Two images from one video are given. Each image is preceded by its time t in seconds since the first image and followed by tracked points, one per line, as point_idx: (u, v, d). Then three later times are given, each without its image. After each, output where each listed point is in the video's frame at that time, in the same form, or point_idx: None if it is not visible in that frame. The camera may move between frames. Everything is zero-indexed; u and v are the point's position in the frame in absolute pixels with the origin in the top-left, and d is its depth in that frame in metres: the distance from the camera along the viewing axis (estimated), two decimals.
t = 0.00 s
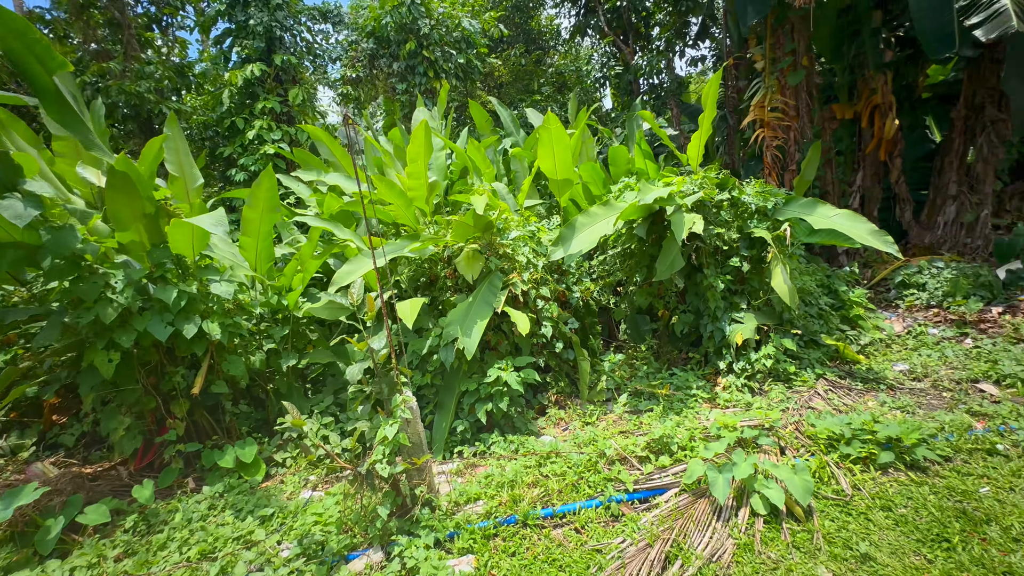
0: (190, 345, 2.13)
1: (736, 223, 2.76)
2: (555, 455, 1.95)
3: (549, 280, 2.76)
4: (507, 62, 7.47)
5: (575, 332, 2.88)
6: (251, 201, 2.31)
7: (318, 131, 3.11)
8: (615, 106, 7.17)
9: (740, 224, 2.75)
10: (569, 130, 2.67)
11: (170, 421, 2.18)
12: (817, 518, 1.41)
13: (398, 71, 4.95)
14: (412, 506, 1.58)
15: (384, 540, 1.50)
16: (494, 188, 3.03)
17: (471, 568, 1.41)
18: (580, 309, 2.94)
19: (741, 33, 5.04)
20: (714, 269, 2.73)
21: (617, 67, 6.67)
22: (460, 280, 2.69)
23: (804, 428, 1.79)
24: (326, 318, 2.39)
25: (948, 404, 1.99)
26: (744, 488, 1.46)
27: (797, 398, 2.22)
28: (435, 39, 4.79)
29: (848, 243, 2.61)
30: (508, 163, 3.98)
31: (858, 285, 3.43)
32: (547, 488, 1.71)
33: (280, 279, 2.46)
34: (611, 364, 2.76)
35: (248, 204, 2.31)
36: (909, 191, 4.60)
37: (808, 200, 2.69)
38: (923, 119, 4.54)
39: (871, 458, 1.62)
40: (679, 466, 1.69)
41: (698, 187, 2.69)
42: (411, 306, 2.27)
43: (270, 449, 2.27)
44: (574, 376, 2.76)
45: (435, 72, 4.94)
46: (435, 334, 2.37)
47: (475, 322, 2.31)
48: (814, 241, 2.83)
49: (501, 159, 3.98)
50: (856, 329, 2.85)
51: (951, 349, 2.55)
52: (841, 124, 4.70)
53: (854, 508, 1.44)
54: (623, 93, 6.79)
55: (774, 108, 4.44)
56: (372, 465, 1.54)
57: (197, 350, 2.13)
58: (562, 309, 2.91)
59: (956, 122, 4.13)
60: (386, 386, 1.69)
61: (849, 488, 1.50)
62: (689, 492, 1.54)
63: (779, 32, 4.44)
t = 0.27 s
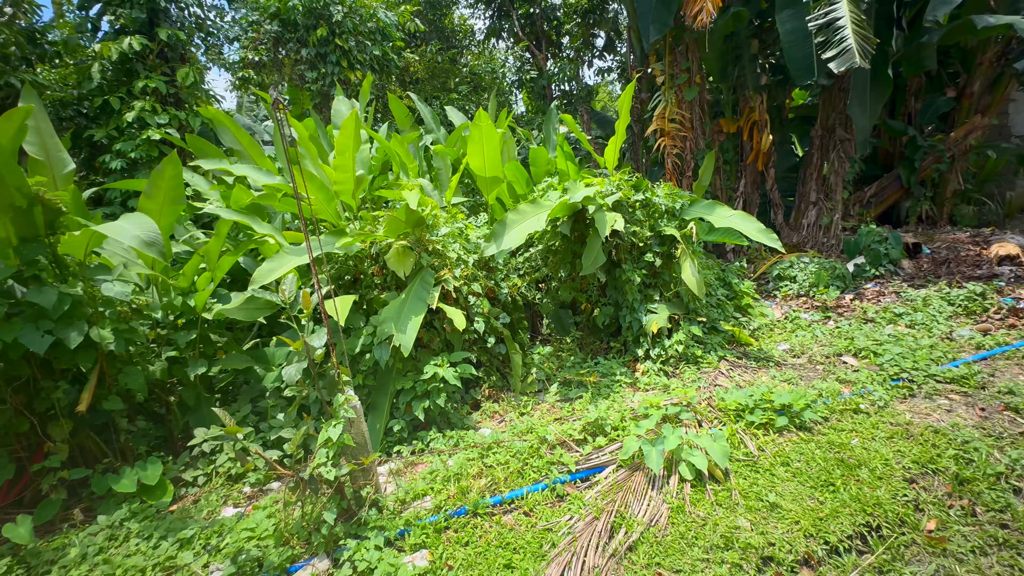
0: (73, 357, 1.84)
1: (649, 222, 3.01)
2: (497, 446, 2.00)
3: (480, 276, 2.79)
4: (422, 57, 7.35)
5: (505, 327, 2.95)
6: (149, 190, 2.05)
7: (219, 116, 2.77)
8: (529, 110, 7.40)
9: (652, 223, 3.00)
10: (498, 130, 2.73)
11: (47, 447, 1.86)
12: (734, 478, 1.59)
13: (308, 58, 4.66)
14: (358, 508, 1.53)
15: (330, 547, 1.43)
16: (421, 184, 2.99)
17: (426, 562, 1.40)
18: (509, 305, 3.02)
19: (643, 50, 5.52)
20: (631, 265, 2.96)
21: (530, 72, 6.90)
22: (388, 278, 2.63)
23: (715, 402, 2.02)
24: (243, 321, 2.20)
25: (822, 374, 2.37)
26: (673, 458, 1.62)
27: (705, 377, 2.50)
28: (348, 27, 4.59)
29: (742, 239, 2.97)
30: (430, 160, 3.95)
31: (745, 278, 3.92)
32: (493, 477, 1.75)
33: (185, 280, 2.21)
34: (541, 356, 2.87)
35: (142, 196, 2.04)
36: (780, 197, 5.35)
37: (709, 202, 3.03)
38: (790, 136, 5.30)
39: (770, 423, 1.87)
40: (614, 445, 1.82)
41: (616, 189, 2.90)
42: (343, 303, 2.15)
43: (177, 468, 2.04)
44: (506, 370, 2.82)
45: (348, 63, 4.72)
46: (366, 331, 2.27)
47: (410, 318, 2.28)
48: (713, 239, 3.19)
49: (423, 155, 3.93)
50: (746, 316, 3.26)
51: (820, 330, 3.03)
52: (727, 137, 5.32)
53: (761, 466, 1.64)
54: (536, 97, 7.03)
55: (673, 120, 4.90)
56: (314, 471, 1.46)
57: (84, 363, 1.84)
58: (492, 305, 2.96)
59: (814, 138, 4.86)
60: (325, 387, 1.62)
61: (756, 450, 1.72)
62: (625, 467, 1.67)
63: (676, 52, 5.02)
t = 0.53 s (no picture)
0: None
1: (575, 226, 3.16)
2: (437, 449, 1.98)
3: (412, 279, 2.75)
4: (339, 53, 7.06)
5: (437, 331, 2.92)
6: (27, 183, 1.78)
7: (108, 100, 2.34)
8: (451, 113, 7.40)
9: (578, 227, 3.15)
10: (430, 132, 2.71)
11: None
12: (664, 460, 1.72)
13: (211, 44, 4.28)
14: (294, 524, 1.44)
15: (265, 570, 1.33)
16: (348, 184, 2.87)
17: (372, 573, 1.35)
18: (440, 308, 3.00)
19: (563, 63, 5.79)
20: (559, 267, 3.08)
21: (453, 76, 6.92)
22: (314, 281, 2.52)
23: (643, 393, 2.17)
24: (145, 331, 1.99)
25: (729, 364, 2.65)
26: (609, 447, 1.72)
27: (630, 371, 2.67)
28: (259, 14, 4.29)
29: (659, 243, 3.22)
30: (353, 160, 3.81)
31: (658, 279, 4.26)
32: (436, 480, 1.73)
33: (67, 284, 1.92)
34: (474, 358, 2.89)
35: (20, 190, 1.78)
36: (685, 206, 5.86)
37: (629, 208, 3.25)
38: (692, 150, 5.84)
39: (691, 410, 2.06)
40: (553, 439, 1.89)
41: (545, 194, 3.01)
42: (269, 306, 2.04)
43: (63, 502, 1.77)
44: (439, 373, 2.80)
45: (259, 52, 4.41)
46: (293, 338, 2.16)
47: (341, 322, 2.19)
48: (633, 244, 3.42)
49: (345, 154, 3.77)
50: (662, 314, 3.54)
51: (724, 324, 3.37)
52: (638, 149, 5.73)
53: (686, 448, 1.79)
54: (459, 102, 7.06)
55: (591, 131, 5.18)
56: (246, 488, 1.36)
57: None
58: (423, 308, 2.93)
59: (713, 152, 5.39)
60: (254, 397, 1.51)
61: (681, 434, 1.87)
62: (565, 459, 1.74)
63: (593, 68, 5.34)
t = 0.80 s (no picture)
0: None
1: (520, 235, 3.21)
2: (390, 461, 1.91)
3: (355, 287, 2.65)
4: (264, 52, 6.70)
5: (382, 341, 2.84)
6: None
7: None
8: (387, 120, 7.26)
9: (523, 236, 3.21)
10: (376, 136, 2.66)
11: None
12: (619, 456, 1.80)
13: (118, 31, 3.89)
14: (240, 552, 1.34)
15: None
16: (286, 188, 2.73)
17: None
18: (385, 317, 2.92)
19: (500, 76, 5.92)
20: (506, 274, 3.12)
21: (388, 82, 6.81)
22: (247, 290, 2.37)
23: (592, 395, 2.25)
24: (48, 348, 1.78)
25: (667, 364, 2.81)
26: (567, 447, 1.76)
27: (577, 375, 2.76)
28: (178, 4, 3.98)
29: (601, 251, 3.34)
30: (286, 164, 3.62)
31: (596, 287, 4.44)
32: (393, 493, 1.67)
33: None
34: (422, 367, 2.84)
35: None
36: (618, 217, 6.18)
37: (571, 218, 3.38)
38: (623, 165, 6.19)
39: (637, 408, 2.16)
40: (510, 443, 1.90)
41: (492, 202, 3.04)
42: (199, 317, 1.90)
43: None
44: (385, 385, 2.71)
45: (176, 44, 4.08)
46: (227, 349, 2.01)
47: (283, 332, 2.07)
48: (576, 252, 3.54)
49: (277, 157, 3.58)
50: (602, 319, 3.69)
51: (659, 328, 3.59)
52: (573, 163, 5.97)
53: (636, 443, 1.88)
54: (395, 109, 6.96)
55: (529, 144, 5.34)
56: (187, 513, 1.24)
57: None
58: (367, 318, 2.83)
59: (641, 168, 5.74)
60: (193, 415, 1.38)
61: (630, 431, 1.97)
62: (525, 462, 1.76)
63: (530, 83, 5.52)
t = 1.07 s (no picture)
0: None
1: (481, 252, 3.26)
2: (359, 484, 1.85)
3: (314, 306, 2.57)
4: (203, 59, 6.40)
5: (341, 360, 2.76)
6: None
7: None
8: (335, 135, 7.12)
9: (484, 253, 3.25)
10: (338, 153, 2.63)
11: None
12: (590, 466, 1.86)
13: (40, 30, 3.59)
14: None
15: None
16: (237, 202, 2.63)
17: None
18: (343, 336, 2.84)
19: (453, 96, 6.01)
20: (467, 291, 3.13)
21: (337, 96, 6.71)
22: (196, 309, 2.27)
23: (559, 409, 2.31)
24: None
25: (625, 376, 2.94)
26: (541, 460, 1.80)
27: (540, 389, 2.82)
28: (111, 5, 3.75)
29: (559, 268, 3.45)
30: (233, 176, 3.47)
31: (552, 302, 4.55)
32: (367, 517, 1.63)
33: None
34: (383, 387, 2.78)
35: None
36: (568, 235, 6.39)
37: (531, 236, 3.46)
38: (572, 185, 6.43)
39: (603, 419, 2.24)
40: (484, 460, 1.90)
41: (453, 220, 3.07)
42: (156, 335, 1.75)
43: None
44: (345, 406, 2.63)
45: (107, 47, 3.83)
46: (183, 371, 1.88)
47: (242, 353, 1.99)
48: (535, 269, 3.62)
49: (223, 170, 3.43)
50: (559, 334, 3.79)
51: (613, 342, 3.73)
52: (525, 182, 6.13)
53: (605, 452, 1.96)
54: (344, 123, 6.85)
55: (482, 163, 5.44)
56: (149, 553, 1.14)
57: None
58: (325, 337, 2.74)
59: (590, 188, 5.99)
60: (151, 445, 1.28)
61: (598, 441, 2.04)
62: (500, 478, 1.77)
63: (483, 104, 5.63)
